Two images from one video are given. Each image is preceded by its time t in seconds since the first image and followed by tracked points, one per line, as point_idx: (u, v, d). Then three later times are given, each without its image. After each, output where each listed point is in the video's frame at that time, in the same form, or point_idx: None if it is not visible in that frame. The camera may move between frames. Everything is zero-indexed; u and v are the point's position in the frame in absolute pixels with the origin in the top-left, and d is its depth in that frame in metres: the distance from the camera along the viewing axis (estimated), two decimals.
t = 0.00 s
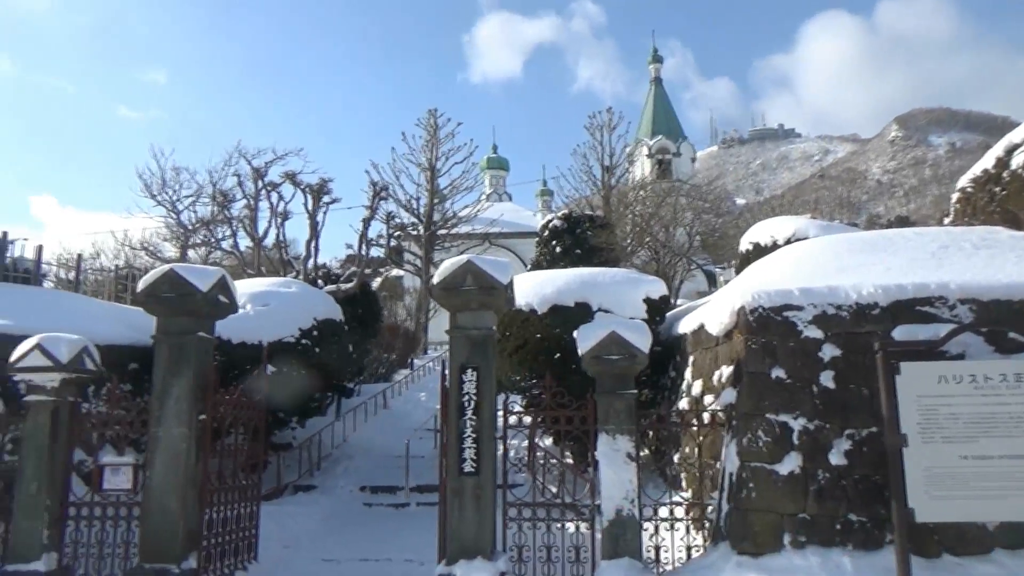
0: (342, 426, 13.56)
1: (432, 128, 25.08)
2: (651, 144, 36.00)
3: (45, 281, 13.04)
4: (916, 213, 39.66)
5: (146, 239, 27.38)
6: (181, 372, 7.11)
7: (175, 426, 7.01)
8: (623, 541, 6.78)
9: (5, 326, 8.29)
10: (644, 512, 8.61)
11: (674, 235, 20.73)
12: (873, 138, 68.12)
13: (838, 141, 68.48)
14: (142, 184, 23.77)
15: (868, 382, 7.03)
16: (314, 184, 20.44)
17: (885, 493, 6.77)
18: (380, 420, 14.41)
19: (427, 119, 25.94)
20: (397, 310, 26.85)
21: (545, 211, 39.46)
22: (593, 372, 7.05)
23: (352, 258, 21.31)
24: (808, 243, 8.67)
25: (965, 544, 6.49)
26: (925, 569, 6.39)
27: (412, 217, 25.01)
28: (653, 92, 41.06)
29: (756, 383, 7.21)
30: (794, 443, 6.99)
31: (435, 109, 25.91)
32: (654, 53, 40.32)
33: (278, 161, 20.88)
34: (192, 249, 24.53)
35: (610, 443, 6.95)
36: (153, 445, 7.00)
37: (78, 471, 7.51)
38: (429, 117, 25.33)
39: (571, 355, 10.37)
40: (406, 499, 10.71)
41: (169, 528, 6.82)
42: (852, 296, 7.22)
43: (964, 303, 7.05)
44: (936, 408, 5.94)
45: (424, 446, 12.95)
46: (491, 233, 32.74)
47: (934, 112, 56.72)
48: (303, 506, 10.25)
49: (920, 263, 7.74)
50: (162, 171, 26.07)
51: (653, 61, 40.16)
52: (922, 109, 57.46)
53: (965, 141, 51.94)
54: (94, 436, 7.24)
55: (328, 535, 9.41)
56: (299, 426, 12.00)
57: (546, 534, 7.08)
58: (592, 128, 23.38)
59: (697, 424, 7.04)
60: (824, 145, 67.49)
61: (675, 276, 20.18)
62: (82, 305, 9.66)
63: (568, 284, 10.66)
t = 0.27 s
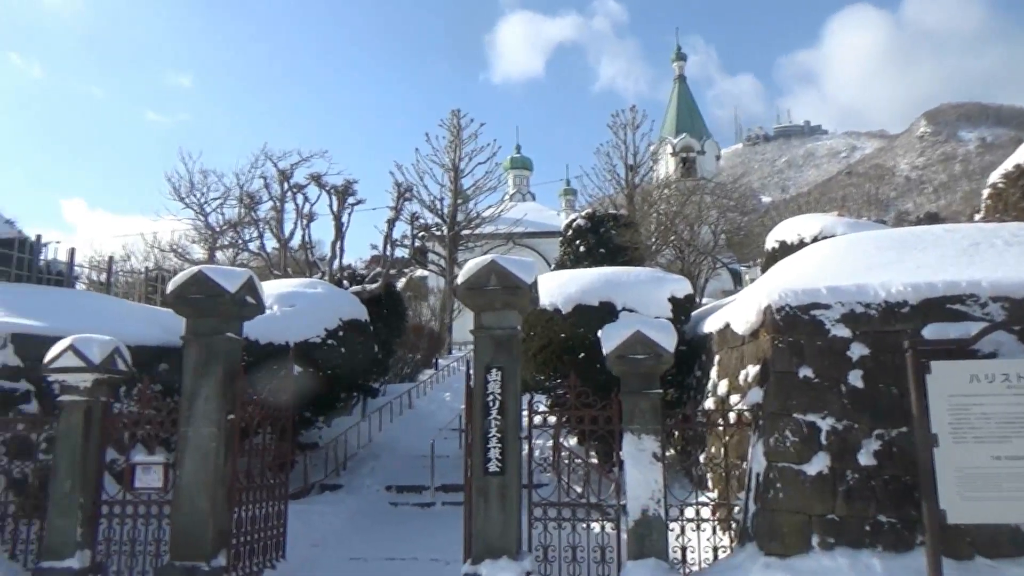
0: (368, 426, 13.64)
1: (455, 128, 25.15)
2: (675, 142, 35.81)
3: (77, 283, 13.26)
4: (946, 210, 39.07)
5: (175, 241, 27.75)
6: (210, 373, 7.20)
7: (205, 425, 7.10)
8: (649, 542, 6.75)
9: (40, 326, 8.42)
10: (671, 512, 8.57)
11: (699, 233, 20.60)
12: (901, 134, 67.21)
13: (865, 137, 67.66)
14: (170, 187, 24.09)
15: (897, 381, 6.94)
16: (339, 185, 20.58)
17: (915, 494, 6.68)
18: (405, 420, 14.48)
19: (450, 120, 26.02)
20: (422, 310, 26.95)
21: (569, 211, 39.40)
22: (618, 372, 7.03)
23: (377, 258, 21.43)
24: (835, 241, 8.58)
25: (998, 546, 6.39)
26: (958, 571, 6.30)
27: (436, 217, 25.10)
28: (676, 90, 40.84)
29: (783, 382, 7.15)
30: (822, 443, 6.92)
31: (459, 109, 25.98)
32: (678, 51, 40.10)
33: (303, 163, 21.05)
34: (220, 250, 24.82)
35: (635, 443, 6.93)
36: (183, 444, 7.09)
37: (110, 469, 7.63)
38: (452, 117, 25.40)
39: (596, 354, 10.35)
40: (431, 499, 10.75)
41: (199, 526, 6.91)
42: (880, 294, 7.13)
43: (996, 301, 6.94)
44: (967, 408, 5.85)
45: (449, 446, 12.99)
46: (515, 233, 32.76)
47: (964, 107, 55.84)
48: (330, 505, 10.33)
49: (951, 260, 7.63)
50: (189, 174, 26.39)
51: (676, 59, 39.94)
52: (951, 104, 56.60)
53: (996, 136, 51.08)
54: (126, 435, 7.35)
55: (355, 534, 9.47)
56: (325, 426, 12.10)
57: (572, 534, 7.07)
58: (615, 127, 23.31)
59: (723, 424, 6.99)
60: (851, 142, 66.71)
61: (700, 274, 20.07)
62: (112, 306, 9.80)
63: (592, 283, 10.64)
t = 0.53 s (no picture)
0: (395, 424, 13.70)
1: (480, 127, 25.19)
2: (701, 139, 35.56)
3: (110, 284, 13.48)
4: (979, 205, 38.39)
5: (204, 242, 28.09)
6: (239, 371, 7.28)
7: (234, 424, 7.18)
8: (677, 541, 6.72)
9: (74, 326, 8.54)
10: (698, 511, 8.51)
11: (726, 231, 20.43)
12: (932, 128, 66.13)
13: (895, 132, 66.69)
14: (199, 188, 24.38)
15: (929, 379, 6.84)
16: (365, 185, 20.71)
17: (947, 494, 6.58)
18: (431, 418, 14.54)
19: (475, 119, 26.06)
20: (448, 308, 27.04)
21: (594, 209, 39.29)
22: (644, 370, 7.00)
23: (402, 257, 21.53)
24: (865, 237, 8.46)
25: None
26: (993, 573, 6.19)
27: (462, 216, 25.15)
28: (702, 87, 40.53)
29: (812, 380, 7.07)
30: (852, 442, 6.83)
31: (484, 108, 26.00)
32: (704, 47, 39.80)
33: (330, 163, 21.21)
34: (248, 250, 25.08)
35: (662, 442, 6.90)
36: (213, 442, 7.17)
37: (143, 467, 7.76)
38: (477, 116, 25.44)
39: (622, 353, 10.31)
40: (458, 497, 10.78)
41: (229, 523, 6.99)
42: (911, 291, 7.03)
43: None
44: (1002, 406, 5.76)
45: (475, 444, 13.02)
46: (541, 232, 32.76)
47: (997, 100, 54.83)
48: (357, 503, 10.41)
49: (985, 256, 7.49)
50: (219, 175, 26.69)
51: (702, 55, 39.64)
52: (984, 97, 55.61)
53: None
54: (158, 433, 7.46)
55: (382, 531, 9.53)
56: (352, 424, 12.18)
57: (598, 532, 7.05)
58: (641, 124, 23.19)
59: (751, 423, 6.93)
60: (880, 137, 65.77)
61: (726, 272, 19.92)
62: (144, 306, 9.94)
63: (618, 281, 10.61)
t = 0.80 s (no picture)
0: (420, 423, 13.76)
1: (503, 126, 25.20)
2: (725, 135, 35.29)
3: (140, 286, 13.68)
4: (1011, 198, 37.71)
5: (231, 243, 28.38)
6: (267, 371, 7.36)
7: (263, 423, 7.26)
8: (704, 540, 6.68)
9: (106, 328, 8.65)
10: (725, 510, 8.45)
11: (751, 227, 20.26)
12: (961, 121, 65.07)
13: (924, 126, 65.71)
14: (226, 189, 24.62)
15: (961, 376, 6.74)
16: (389, 185, 20.81)
17: (981, 493, 6.47)
18: (457, 417, 14.58)
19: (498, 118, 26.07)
20: (472, 307, 27.10)
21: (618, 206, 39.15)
22: (670, 368, 6.97)
23: (427, 257, 21.61)
24: (894, 232, 8.34)
25: None
26: None
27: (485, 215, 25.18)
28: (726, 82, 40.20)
29: (840, 378, 6.99)
30: (882, 440, 6.75)
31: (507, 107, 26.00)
32: (728, 42, 39.48)
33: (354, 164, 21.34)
34: (274, 251, 25.29)
35: (689, 440, 6.86)
36: (242, 442, 7.26)
37: (173, 466, 7.87)
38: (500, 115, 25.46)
39: (648, 350, 10.25)
40: (484, 496, 10.81)
41: (258, 521, 7.07)
42: (942, 286, 6.92)
43: None
44: None
45: (501, 443, 13.04)
46: (564, 230, 32.70)
47: None
48: (384, 501, 10.47)
49: (1018, 250, 7.35)
50: (245, 177, 26.97)
51: (726, 51, 39.32)
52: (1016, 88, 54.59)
53: None
54: (188, 432, 7.56)
55: (409, 530, 9.58)
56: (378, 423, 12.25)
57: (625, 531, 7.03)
58: (664, 121, 23.06)
59: (779, 421, 6.87)
60: (909, 130, 64.83)
61: (752, 269, 19.77)
62: (173, 307, 10.08)
63: (643, 279, 10.56)
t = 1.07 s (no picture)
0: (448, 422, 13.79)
1: (529, 125, 25.19)
2: (753, 131, 34.96)
3: (172, 287, 13.87)
4: None
5: (260, 244, 28.68)
6: (297, 371, 7.42)
7: (293, 422, 7.33)
8: (734, 540, 6.63)
9: (138, 327, 8.80)
10: (755, 510, 8.38)
11: (780, 224, 20.05)
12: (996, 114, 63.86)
13: (956, 119, 64.59)
14: (254, 190, 24.87)
15: (997, 373, 6.61)
16: (416, 185, 20.91)
17: (1017, 493, 6.35)
18: (485, 416, 14.61)
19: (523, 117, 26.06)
20: (499, 306, 27.13)
21: (645, 204, 38.96)
22: (698, 366, 6.92)
23: (454, 256, 21.67)
24: (926, 228, 8.21)
25: None
26: None
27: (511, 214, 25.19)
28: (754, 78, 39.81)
29: (872, 376, 6.90)
30: (916, 439, 6.65)
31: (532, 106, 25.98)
32: (755, 38, 39.10)
33: (381, 165, 21.47)
34: (303, 251, 25.52)
35: (718, 439, 6.80)
36: (272, 441, 7.32)
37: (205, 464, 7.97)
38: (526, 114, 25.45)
39: (676, 349, 10.19)
40: (512, 495, 10.82)
41: (289, 519, 7.14)
42: (977, 283, 6.80)
43: None
44: None
45: (528, 442, 13.04)
46: (591, 228, 32.62)
47: None
48: (412, 500, 10.53)
49: None
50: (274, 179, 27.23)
51: (753, 46, 38.95)
52: None
53: None
54: (219, 431, 7.65)
55: (438, 528, 9.62)
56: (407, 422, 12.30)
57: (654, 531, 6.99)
58: (691, 118, 22.90)
59: (809, 420, 6.80)
60: (941, 124, 63.76)
61: (781, 266, 19.57)
62: (203, 307, 10.24)
63: (670, 277, 10.50)
